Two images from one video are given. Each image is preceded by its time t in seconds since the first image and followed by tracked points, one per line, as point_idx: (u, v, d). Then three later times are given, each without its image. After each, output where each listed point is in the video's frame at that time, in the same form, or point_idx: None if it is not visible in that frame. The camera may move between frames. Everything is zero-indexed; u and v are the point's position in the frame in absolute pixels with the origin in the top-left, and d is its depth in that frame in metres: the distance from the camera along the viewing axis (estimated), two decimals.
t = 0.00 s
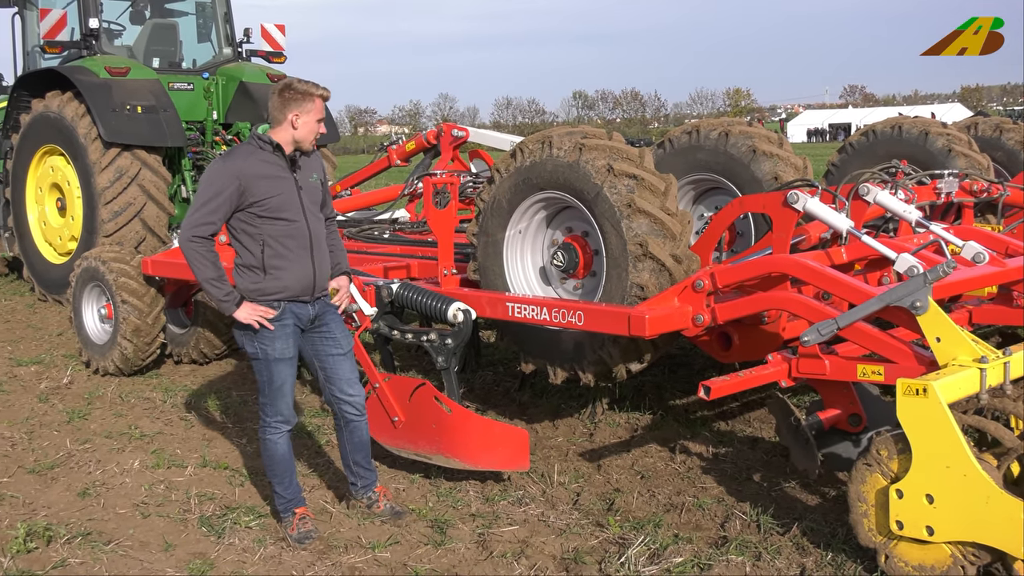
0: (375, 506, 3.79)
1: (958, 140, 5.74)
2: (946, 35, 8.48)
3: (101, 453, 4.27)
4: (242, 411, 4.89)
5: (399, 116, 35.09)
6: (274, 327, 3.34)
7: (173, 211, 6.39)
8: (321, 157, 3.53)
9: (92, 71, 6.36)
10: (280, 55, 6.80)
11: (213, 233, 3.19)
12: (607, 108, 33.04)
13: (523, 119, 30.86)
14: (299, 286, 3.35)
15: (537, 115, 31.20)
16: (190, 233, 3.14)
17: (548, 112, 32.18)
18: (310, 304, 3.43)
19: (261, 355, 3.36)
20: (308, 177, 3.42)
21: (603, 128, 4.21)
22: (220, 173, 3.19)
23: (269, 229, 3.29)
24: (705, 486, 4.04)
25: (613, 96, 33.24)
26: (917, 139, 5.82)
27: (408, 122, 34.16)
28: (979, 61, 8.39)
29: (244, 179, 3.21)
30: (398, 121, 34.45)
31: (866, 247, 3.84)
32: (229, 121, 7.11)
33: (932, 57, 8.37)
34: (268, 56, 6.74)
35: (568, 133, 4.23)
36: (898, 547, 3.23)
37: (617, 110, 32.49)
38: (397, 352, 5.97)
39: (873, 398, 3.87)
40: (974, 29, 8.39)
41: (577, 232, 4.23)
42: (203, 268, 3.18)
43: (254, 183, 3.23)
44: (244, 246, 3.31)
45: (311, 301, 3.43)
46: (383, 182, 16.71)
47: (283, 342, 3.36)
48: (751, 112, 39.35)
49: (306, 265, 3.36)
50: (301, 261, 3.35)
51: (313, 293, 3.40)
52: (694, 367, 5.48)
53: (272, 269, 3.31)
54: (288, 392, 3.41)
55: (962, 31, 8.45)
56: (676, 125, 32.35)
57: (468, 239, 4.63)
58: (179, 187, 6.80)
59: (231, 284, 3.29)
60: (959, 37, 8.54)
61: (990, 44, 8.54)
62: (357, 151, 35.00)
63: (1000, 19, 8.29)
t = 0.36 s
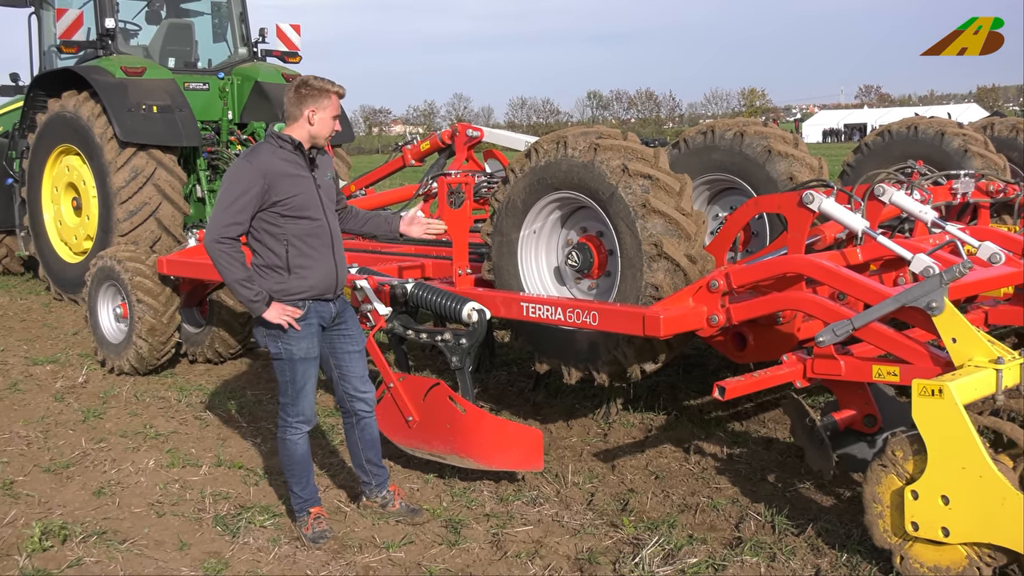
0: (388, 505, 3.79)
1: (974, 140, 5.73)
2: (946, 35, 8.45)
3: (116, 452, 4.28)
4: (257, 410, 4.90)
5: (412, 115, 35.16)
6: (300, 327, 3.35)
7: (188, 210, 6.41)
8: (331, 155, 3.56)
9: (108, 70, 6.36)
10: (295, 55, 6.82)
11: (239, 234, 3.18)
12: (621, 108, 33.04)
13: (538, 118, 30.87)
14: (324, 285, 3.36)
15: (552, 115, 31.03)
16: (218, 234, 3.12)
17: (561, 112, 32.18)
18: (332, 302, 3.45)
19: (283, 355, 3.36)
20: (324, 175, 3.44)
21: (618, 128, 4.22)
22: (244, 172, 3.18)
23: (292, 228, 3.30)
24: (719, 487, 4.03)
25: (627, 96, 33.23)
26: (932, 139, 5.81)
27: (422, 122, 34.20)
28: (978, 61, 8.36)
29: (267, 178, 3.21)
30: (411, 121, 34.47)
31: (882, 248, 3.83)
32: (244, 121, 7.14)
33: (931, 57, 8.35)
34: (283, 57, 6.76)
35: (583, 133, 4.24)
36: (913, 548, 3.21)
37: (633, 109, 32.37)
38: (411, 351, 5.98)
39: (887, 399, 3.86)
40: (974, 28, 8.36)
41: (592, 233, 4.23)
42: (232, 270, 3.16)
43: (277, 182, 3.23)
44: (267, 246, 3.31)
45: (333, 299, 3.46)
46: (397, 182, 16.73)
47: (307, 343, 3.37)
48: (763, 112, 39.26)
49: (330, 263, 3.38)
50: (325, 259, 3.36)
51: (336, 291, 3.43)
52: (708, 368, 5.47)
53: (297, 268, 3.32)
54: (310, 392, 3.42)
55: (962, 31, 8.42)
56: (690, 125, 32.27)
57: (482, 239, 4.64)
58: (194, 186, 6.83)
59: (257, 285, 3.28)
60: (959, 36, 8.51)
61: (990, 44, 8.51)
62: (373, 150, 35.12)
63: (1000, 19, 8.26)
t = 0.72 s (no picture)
0: (394, 507, 3.76)
1: (985, 138, 5.69)
2: (946, 35, 8.40)
3: (121, 453, 4.26)
4: (262, 411, 4.88)
5: (419, 114, 35.14)
6: (295, 328, 3.32)
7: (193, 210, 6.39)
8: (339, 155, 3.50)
9: (113, 70, 6.35)
10: (300, 53, 6.79)
11: (231, 236, 3.18)
12: (626, 107, 32.97)
13: (542, 118, 30.85)
14: (320, 286, 3.32)
15: (559, 113, 30.99)
16: (208, 236, 3.13)
17: (567, 111, 32.12)
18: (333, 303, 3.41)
19: (283, 356, 3.35)
20: (323, 175, 3.39)
21: (626, 127, 4.19)
22: (235, 174, 3.18)
23: (286, 229, 3.27)
24: (728, 488, 4.00)
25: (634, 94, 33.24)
26: (943, 138, 5.77)
27: (426, 121, 34.18)
28: (979, 60, 8.32)
29: (258, 180, 3.20)
30: (416, 121, 34.43)
31: (893, 247, 3.80)
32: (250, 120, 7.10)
33: (932, 57, 8.30)
34: (289, 55, 6.73)
35: (590, 132, 4.21)
36: (925, 550, 3.17)
37: (639, 108, 32.33)
38: (418, 352, 5.96)
39: (898, 399, 3.82)
40: (974, 28, 8.31)
41: (599, 232, 4.21)
42: (223, 272, 3.16)
43: (269, 184, 3.21)
44: (263, 248, 3.30)
45: (333, 301, 3.41)
46: (402, 181, 16.71)
47: (306, 343, 3.34)
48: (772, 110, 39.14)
49: (326, 264, 3.32)
50: (321, 261, 3.32)
51: (335, 292, 3.37)
52: (717, 368, 5.44)
53: (292, 270, 3.28)
54: (311, 394, 3.39)
55: (962, 31, 8.37)
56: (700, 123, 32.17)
57: (489, 239, 4.62)
58: (199, 186, 6.81)
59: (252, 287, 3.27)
60: (959, 36, 8.47)
61: (990, 44, 8.47)
62: (378, 148, 35.07)
63: (1000, 19, 8.21)
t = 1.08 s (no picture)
0: (400, 507, 3.73)
1: (995, 132, 5.65)
2: (946, 35, 8.36)
3: (124, 452, 4.24)
4: (266, 410, 4.85)
5: (423, 110, 35.13)
6: (294, 327, 3.29)
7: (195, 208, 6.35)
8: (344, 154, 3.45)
9: (114, 66, 6.32)
10: (303, 50, 6.76)
11: (230, 234, 3.16)
12: (633, 102, 33.07)
13: (547, 113, 30.87)
14: (319, 286, 3.28)
15: (563, 109, 31.00)
16: (206, 234, 3.12)
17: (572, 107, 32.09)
18: (334, 302, 3.38)
19: (284, 355, 3.32)
20: (326, 173, 3.35)
21: (632, 123, 4.16)
22: (234, 172, 3.15)
23: (285, 228, 3.24)
24: (737, 486, 3.97)
25: (640, 90, 33.28)
26: (952, 132, 5.72)
27: (429, 117, 34.17)
28: (980, 60, 8.28)
29: (258, 179, 3.17)
30: (418, 117, 34.44)
31: (902, 242, 3.76)
32: (252, 117, 7.07)
33: (933, 56, 8.26)
34: (291, 51, 6.70)
35: (596, 128, 4.18)
36: (935, 548, 3.13)
37: (645, 104, 32.29)
38: (423, 350, 5.93)
39: (908, 397, 3.78)
40: (974, 29, 8.26)
41: (605, 228, 4.18)
42: (221, 270, 3.15)
43: (269, 182, 3.18)
44: (263, 246, 3.27)
45: (334, 300, 3.37)
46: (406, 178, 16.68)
47: (306, 342, 3.31)
48: (778, 105, 39.06)
49: (326, 264, 3.29)
50: (320, 261, 3.28)
51: (334, 292, 3.34)
52: (724, 365, 5.41)
53: (290, 268, 3.26)
54: (313, 393, 3.36)
55: (961, 31, 8.33)
56: (705, 119, 32.05)
57: (495, 236, 4.60)
58: (201, 184, 6.78)
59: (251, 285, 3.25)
60: (959, 36, 8.42)
61: (990, 44, 8.42)
62: (381, 146, 35.04)
63: (1000, 19, 8.14)
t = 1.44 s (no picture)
0: (400, 509, 3.69)
1: (1001, 131, 5.61)
2: (946, 35, 8.32)
3: (123, 454, 4.20)
4: (266, 411, 4.82)
5: (423, 109, 35.06)
6: (299, 327, 3.25)
7: (194, 207, 6.32)
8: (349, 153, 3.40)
9: (112, 65, 6.30)
10: (303, 48, 6.72)
11: (237, 232, 3.12)
12: (637, 100, 33.07)
13: (549, 110, 30.85)
14: (323, 286, 3.25)
15: (565, 107, 30.97)
16: (215, 231, 3.09)
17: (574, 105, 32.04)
18: (335, 303, 3.33)
19: (286, 355, 3.28)
20: (332, 173, 3.31)
21: (635, 121, 4.12)
22: (242, 170, 3.12)
23: (291, 227, 3.20)
24: (741, 488, 3.94)
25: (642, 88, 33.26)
26: (958, 131, 5.69)
27: (430, 115, 34.13)
28: (981, 60, 8.23)
29: (266, 177, 3.13)
30: (419, 115, 34.44)
31: (907, 242, 3.72)
32: (252, 116, 7.05)
33: (934, 57, 8.21)
34: (291, 49, 6.67)
35: (599, 126, 4.15)
36: (941, 551, 3.10)
37: (649, 101, 32.27)
38: (424, 351, 5.90)
39: (913, 398, 3.75)
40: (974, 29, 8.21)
41: (608, 228, 4.15)
42: (227, 268, 3.11)
43: (276, 180, 3.14)
44: (268, 245, 3.24)
45: (336, 300, 3.33)
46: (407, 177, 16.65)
47: (308, 343, 3.28)
48: (781, 103, 38.98)
49: (330, 264, 3.25)
50: (325, 261, 3.25)
51: (337, 293, 3.30)
52: (728, 366, 5.37)
53: (295, 268, 3.22)
54: (314, 395, 3.33)
55: (961, 31, 8.29)
56: (708, 117, 31.98)
57: (497, 235, 4.57)
58: (200, 183, 6.74)
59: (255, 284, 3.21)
60: (959, 36, 8.38)
61: (990, 44, 8.37)
62: (381, 144, 34.99)
63: (1000, 19, 8.10)
